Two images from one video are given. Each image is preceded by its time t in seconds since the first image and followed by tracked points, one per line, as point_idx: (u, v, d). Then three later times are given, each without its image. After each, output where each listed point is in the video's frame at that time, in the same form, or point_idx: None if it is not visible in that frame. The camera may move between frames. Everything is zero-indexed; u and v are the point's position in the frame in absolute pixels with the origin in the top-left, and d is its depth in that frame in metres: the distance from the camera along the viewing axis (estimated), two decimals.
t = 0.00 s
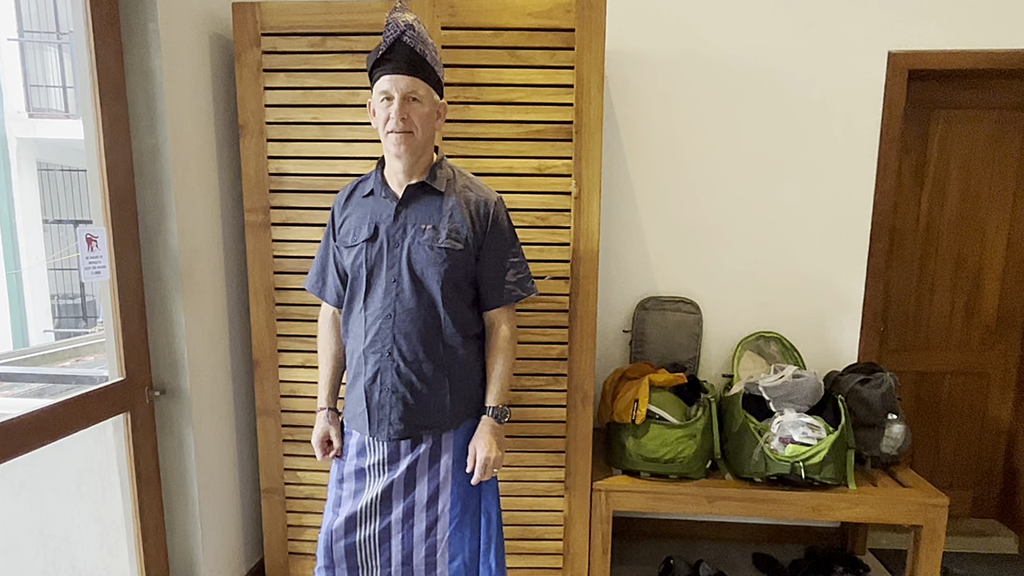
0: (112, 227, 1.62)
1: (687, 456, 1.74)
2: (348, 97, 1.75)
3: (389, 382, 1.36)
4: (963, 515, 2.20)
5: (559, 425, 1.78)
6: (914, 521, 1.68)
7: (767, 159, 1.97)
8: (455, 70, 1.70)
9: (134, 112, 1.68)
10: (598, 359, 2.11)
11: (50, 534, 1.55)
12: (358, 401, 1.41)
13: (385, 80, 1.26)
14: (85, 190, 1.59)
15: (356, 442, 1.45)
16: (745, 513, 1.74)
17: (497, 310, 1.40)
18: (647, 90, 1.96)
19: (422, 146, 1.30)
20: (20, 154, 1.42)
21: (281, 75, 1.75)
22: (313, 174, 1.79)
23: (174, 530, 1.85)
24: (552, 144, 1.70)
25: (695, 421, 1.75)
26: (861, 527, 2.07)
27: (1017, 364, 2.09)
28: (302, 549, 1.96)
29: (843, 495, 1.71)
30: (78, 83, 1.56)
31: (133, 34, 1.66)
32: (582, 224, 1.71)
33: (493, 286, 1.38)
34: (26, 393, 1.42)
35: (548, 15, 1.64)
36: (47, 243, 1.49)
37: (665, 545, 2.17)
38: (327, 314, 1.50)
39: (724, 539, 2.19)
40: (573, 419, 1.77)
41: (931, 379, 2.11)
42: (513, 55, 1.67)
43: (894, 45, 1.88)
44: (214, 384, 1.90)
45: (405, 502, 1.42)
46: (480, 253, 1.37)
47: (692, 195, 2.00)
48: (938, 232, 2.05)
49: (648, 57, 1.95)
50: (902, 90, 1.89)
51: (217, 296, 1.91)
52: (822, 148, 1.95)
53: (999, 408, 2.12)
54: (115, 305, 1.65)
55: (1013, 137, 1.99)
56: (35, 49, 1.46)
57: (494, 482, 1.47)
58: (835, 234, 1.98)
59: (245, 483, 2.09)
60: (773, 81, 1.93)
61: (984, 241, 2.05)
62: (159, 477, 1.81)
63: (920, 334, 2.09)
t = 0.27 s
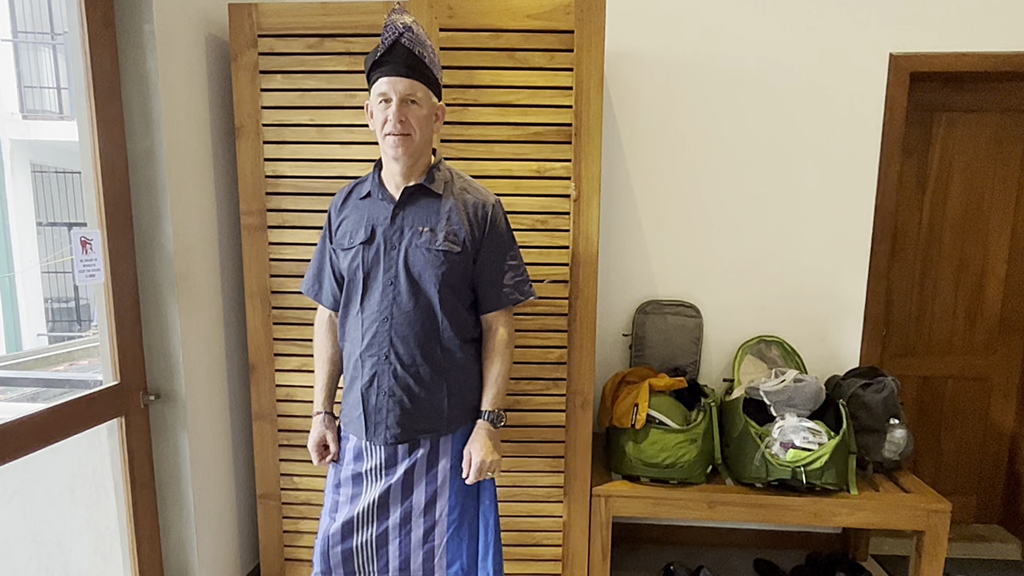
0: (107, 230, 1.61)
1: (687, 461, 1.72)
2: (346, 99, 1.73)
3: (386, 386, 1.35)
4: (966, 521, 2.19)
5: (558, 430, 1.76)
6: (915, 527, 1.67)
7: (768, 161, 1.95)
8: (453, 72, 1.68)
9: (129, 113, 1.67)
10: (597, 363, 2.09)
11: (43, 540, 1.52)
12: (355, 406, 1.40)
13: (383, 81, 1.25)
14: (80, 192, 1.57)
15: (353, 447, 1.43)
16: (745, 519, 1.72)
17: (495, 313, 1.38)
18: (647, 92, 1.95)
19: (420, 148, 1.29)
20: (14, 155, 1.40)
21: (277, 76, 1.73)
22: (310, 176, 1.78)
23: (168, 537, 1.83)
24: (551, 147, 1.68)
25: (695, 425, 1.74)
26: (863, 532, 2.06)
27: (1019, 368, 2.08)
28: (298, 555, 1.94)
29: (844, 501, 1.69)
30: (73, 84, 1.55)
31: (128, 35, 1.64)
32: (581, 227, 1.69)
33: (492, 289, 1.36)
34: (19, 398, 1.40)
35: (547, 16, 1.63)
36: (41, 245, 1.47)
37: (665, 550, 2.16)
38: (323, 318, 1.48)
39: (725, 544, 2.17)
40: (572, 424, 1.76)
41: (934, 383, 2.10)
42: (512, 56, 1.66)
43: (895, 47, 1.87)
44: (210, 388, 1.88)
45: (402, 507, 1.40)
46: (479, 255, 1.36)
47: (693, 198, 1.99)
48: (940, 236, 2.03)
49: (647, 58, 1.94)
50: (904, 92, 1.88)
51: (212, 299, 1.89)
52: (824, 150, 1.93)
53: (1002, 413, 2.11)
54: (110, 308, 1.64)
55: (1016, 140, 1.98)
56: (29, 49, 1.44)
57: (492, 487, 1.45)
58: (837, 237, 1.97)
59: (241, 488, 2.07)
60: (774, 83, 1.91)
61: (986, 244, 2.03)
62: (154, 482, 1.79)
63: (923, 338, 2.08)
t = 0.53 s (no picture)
0: (101, 232, 1.59)
1: (688, 465, 1.71)
2: (343, 100, 1.72)
3: (383, 390, 1.33)
4: (968, 526, 2.17)
5: (557, 435, 1.74)
6: (918, 533, 1.65)
7: (768, 163, 1.94)
8: (451, 73, 1.67)
9: (125, 115, 1.65)
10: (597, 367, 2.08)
11: (36, 547, 1.50)
12: (352, 410, 1.38)
13: (380, 82, 1.23)
14: (74, 195, 1.55)
15: (350, 451, 1.41)
16: (746, 525, 1.70)
17: (493, 316, 1.37)
18: (647, 94, 1.93)
19: (417, 150, 1.27)
20: (7, 158, 1.39)
21: (274, 77, 1.72)
22: (307, 178, 1.76)
23: (163, 542, 1.81)
24: (550, 148, 1.67)
25: (695, 430, 1.72)
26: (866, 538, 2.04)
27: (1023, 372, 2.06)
28: (295, 560, 1.92)
29: (846, 506, 1.68)
30: (68, 84, 1.53)
31: (123, 35, 1.62)
32: (580, 229, 1.68)
33: (490, 292, 1.35)
34: (11, 403, 1.38)
35: (546, 17, 1.62)
36: (35, 248, 1.46)
37: (666, 556, 2.14)
38: (319, 321, 1.46)
39: (726, 550, 2.15)
40: (571, 428, 1.74)
41: (936, 388, 2.09)
42: (510, 58, 1.64)
43: (897, 49, 1.86)
44: (206, 392, 1.86)
45: (399, 512, 1.38)
46: (476, 258, 1.34)
47: (693, 200, 1.97)
48: (943, 239, 2.02)
49: (648, 60, 1.92)
50: (906, 94, 1.87)
51: (208, 302, 1.88)
52: (825, 152, 1.92)
53: (1005, 417, 2.09)
54: (104, 312, 1.61)
55: (1019, 143, 1.96)
56: (22, 50, 1.43)
57: (490, 491, 1.43)
58: (839, 240, 1.95)
59: (237, 493, 2.05)
60: (775, 84, 1.90)
61: (989, 247, 2.02)
62: (149, 487, 1.77)
63: (925, 342, 2.07)
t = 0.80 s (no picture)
0: (96, 235, 1.57)
1: (688, 471, 1.69)
2: (340, 102, 1.70)
3: (380, 394, 1.31)
4: (971, 532, 2.16)
5: (556, 440, 1.72)
6: (921, 538, 1.64)
7: (770, 166, 1.93)
8: (449, 74, 1.65)
9: (120, 116, 1.63)
10: (596, 371, 2.06)
11: (28, 553, 1.48)
12: (348, 414, 1.36)
13: (378, 83, 1.22)
14: (68, 197, 1.53)
15: (346, 456, 1.38)
16: (748, 530, 1.68)
17: (492, 319, 1.35)
18: (647, 95, 1.92)
19: (415, 152, 1.25)
20: None
21: (271, 78, 1.70)
22: (304, 180, 1.74)
23: (158, 549, 1.79)
24: (550, 150, 1.65)
25: (696, 434, 1.70)
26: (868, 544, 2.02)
27: None
28: (291, 566, 1.90)
29: (849, 512, 1.66)
30: (62, 85, 1.51)
31: (118, 36, 1.60)
32: (580, 232, 1.66)
33: (488, 295, 1.33)
34: (3, 407, 1.36)
35: (545, 18, 1.60)
36: (28, 251, 1.44)
37: (667, 563, 2.11)
38: (315, 324, 1.44)
39: (727, 556, 2.13)
40: (571, 433, 1.72)
41: (939, 392, 2.07)
42: (509, 58, 1.63)
43: (899, 50, 1.85)
44: (201, 396, 1.84)
45: (397, 517, 1.36)
46: (475, 261, 1.32)
47: (694, 203, 1.96)
48: (946, 242, 2.01)
49: (649, 61, 1.91)
50: (908, 96, 1.85)
51: (204, 305, 1.86)
52: (827, 155, 1.91)
53: (1008, 422, 2.08)
54: (99, 315, 1.59)
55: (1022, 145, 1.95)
56: (16, 50, 1.41)
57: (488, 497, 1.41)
58: (841, 243, 1.94)
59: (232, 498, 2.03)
60: (776, 86, 1.89)
61: (993, 251, 2.01)
62: (143, 492, 1.75)
63: (928, 346, 2.05)
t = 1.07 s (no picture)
0: (91, 237, 1.55)
1: (690, 475, 1.67)
2: (339, 102, 1.69)
3: (379, 399, 1.29)
4: (977, 538, 2.14)
5: (557, 444, 1.70)
6: (926, 544, 1.62)
7: (772, 168, 1.91)
8: (449, 75, 1.64)
9: (116, 117, 1.61)
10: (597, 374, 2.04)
11: (21, 560, 1.46)
12: (347, 419, 1.34)
13: (376, 84, 1.20)
14: (63, 198, 1.51)
15: (344, 461, 1.36)
16: (750, 536, 1.67)
17: (492, 323, 1.33)
18: (648, 96, 1.90)
19: (414, 153, 1.24)
20: None
21: (268, 78, 1.69)
22: (301, 182, 1.73)
23: (153, 555, 1.77)
24: (550, 151, 1.64)
25: (698, 438, 1.69)
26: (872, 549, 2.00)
27: None
28: (289, 573, 1.87)
29: (853, 517, 1.64)
30: (57, 85, 1.49)
31: (114, 35, 1.59)
32: (581, 234, 1.65)
33: (488, 298, 1.31)
34: None
35: (545, 18, 1.59)
36: (22, 253, 1.42)
37: (668, 569, 2.09)
38: (313, 328, 1.42)
39: (730, 562, 2.11)
40: (571, 438, 1.70)
41: (944, 396, 2.05)
42: (509, 59, 1.61)
43: (903, 51, 1.83)
44: (197, 400, 1.82)
45: (395, 523, 1.33)
46: (475, 263, 1.30)
47: (696, 205, 1.94)
48: (950, 244, 1.99)
49: (650, 62, 1.89)
50: (911, 97, 1.84)
51: (200, 308, 1.84)
52: (830, 156, 1.89)
53: (1013, 426, 2.06)
54: (94, 318, 1.57)
55: None
56: (9, 50, 1.39)
57: (488, 501, 1.39)
58: (845, 245, 1.92)
59: (229, 503, 2.01)
60: (779, 87, 1.87)
61: (997, 253, 1.99)
62: (138, 498, 1.72)
63: (932, 349, 2.03)
